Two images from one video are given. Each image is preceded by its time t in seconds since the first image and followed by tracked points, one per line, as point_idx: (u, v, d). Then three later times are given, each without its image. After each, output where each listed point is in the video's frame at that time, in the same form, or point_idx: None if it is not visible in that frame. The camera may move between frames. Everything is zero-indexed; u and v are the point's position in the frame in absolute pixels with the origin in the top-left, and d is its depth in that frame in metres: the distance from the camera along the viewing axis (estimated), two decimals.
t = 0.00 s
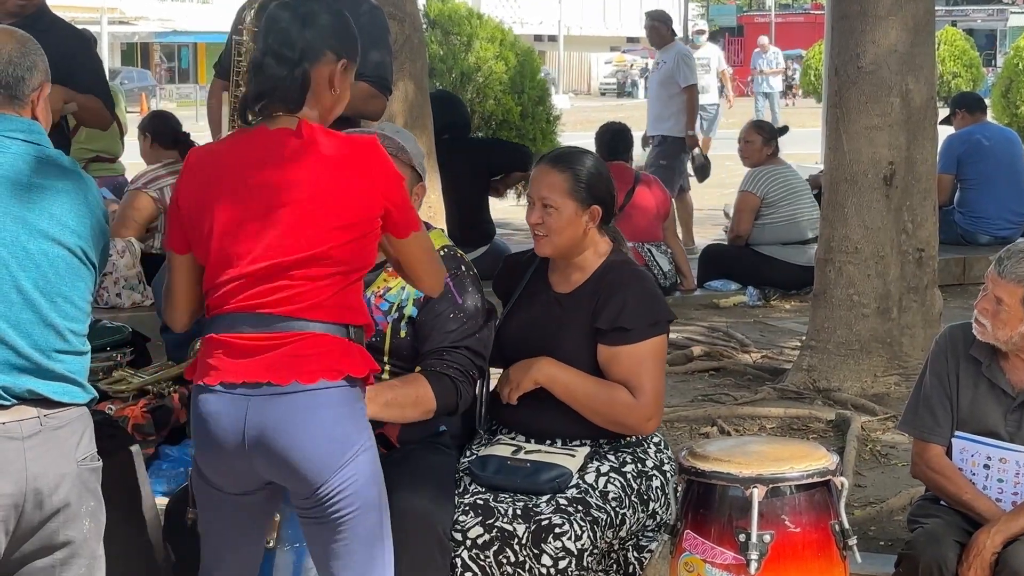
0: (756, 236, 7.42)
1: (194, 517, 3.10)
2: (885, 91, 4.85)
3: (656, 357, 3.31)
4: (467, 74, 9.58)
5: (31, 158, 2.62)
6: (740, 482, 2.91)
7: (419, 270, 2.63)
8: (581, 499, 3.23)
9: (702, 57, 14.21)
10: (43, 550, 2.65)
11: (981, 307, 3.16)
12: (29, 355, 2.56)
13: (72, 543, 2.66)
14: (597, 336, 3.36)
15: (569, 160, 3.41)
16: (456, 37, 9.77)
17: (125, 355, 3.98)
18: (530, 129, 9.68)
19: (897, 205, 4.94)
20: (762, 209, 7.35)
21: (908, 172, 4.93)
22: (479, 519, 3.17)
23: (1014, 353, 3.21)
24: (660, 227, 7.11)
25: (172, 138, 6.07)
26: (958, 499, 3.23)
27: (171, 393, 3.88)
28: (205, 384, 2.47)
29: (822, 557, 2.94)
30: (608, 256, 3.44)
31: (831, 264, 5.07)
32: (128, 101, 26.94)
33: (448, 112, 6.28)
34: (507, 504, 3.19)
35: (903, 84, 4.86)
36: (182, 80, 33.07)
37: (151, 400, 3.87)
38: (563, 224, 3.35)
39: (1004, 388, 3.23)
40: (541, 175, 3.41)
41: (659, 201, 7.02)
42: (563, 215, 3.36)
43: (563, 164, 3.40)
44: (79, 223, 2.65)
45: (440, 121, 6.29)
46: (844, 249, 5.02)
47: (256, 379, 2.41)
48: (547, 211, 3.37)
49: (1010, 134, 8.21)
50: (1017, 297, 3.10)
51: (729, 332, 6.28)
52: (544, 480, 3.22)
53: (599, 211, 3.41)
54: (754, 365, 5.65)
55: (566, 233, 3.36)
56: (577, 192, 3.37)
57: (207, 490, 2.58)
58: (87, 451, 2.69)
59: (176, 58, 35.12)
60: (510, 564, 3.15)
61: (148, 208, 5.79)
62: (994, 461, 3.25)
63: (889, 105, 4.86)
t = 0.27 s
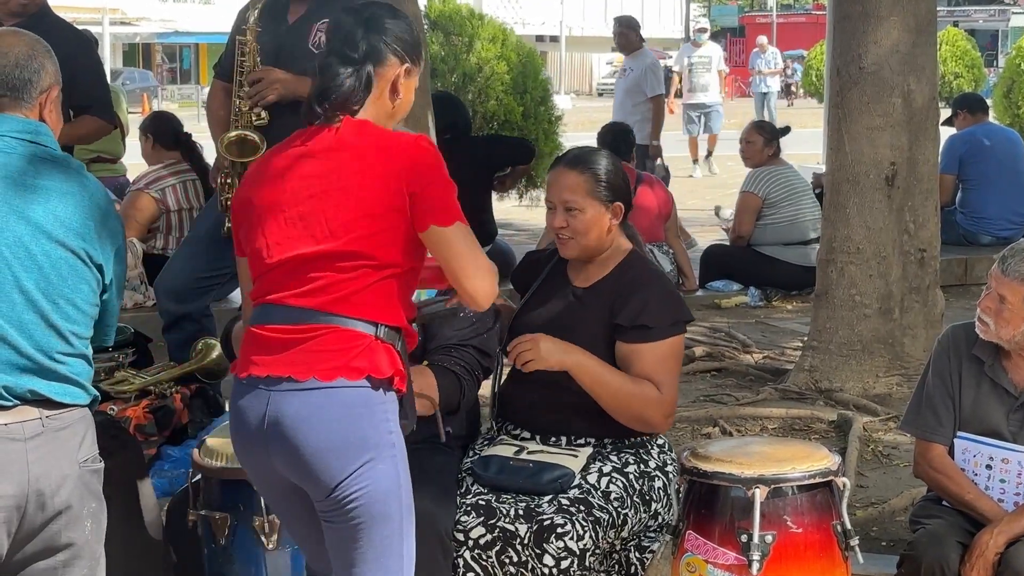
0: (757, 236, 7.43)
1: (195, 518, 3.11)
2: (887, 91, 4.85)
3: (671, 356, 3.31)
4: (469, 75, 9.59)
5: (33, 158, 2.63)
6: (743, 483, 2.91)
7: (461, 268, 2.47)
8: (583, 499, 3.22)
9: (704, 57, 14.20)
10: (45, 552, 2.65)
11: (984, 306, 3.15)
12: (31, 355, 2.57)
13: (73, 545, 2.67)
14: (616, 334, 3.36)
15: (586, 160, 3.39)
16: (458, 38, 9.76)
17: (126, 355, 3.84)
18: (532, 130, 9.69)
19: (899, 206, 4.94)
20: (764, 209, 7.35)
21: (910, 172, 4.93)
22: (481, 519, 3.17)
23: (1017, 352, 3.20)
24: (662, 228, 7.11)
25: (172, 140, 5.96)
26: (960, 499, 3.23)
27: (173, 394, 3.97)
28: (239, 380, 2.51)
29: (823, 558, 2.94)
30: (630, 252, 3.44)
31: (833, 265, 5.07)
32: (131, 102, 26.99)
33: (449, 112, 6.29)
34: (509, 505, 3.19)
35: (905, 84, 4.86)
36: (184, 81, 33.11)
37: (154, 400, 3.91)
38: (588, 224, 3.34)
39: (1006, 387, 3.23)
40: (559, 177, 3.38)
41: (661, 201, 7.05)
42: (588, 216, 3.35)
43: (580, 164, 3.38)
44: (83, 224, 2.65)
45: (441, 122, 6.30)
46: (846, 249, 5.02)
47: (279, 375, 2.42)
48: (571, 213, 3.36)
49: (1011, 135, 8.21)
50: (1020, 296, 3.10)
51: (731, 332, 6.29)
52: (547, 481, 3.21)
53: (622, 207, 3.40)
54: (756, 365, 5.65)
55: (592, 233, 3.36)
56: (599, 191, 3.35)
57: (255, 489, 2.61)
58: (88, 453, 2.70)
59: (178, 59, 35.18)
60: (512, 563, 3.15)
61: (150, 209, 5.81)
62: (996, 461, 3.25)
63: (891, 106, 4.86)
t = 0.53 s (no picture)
0: (758, 236, 7.43)
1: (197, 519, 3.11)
2: (888, 92, 4.85)
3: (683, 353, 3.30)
4: (469, 75, 9.59)
5: (33, 160, 2.63)
6: (743, 483, 2.91)
7: (534, 317, 2.50)
8: (585, 499, 3.22)
9: (706, 58, 14.20)
10: (45, 554, 2.65)
11: (986, 305, 3.15)
12: (32, 357, 2.57)
13: (73, 548, 2.66)
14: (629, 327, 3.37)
15: (602, 161, 3.33)
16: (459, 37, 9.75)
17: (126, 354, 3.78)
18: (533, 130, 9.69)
19: (900, 206, 4.94)
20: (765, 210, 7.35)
21: (910, 172, 4.93)
22: (483, 519, 3.18)
23: (1019, 352, 3.20)
24: (663, 228, 7.11)
25: (172, 140, 5.92)
26: (961, 499, 3.23)
27: (175, 395, 4.02)
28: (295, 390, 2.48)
29: (824, 558, 2.93)
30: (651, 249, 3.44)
31: (834, 265, 5.07)
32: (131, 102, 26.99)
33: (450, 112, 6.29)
34: (512, 505, 3.19)
35: (906, 84, 4.86)
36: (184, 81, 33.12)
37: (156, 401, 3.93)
38: (613, 226, 3.32)
39: (1008, 387, 3.22)
40: (577, 182, 3.32)
41: (662, 203, 7.05)
42: (613, 217, 3.31)
43: (597, 165, 3.32)
44: (83, 224, 2.66)
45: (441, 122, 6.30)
46: (847, 249, 5.02)
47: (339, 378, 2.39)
48: (595, 217, 3.32)
49: (1011, 135, 8.22)
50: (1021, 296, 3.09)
51: (732, 333, 6.29)
52: (550, 481, 3.23)
53: (644, 202, 3.36)
54: (757, 365, 5.65)
55: (616, 233, 3.34)
56: (620, 192, 3.30)
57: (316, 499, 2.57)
58: (88, 454, 2.70)
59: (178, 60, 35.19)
60: (515, 562, 3.15)
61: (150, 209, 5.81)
62: (998, 461, 3.25)
63: (891, 106, 4.86)
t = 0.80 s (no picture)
0: (759, 236, 7.44)
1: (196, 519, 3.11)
2: (888, 92, 4.85)
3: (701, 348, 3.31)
4: (471, 75, 9.59)
5: (20, 160, 2.64)
6: (744, 483, 2.91)
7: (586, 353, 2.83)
8: (595, 498, 3.22)
9: (711, 57, 14.17)
10: (38, 555, 2.66)
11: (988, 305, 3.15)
12: (15, 357, 2.59)
13: (65, 549, 2.69)
14: (647, 325, 3.38)
15: (608, 173, 3.32)
16: (460, 37, 9.74)
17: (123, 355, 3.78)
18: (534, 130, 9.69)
19: (901, 206, 4.94)
20: (766, 210, 7.35)
21: (911, 172, 4.93)
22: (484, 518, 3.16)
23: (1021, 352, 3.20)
24: (664, 228, 7.12)
25: (175, 140, 5.99)
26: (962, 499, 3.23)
27: (175, 395, 4.01)
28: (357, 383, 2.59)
29: (824, 558, 2.93)
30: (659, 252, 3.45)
31: (835, 265, 5.08)
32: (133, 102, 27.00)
33: (450, 111, 6.29)
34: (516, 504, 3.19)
35: (906, 85, 4.86)
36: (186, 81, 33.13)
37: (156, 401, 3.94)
38: (626, 237, 3.32)
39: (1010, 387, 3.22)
40: (584, 198, 3.32)
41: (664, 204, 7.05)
42: (625, 228, 3.31)
43: (601, 178, 3.31)
44: (68, 224, 2.68)
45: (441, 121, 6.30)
46: (848, 250, 5.03)
47: (425, 359, 2.54)
48: (606, 229, 3.32)
49: (1012, 135, 8.21)
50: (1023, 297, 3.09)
51: (734, 333, 6.29)
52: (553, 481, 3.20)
53: (653, 208, 3.37)
54: (758, 365, 5.66)
55: (629, 243, 3.34)
56: (628, 202, 3.30)
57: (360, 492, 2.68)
58: (77, 456, 2.73)
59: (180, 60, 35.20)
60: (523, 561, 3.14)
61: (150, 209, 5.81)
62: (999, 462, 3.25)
63: (892, 106, 4.86)
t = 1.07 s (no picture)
0: (761, 236, 7.42)
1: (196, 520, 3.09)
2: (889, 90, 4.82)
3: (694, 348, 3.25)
4: (471, 75, 9.56)
5: None
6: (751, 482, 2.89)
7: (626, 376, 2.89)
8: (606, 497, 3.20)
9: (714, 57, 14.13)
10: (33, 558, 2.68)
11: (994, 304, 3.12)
12: None
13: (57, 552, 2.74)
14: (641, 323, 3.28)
15: (608, 176, 3.34)
16: (460, 38, 9.76)
17: (128, 355, 4.06)
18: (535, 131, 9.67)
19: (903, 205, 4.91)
20: (768, 210, 7.33)
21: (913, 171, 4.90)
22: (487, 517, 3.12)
23: None
24: (665, 228, 7.09)
25: (176, 140, 6.00)
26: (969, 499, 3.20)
27: (176, 394, 3.99)
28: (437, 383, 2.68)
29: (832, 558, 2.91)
30: (660, 252, 3.42)
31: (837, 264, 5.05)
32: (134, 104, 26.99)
33: (450, 111, 6.27)
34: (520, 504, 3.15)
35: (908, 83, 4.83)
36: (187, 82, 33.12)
37: (156, 401, 3.96)
38: (626, 239, 3.30)
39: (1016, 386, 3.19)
40: (583, 200, 3.34)
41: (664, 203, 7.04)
42: (624, 231, 3.30)
43: (601, 182, 3.33)
44: (42, 232, 2.80)
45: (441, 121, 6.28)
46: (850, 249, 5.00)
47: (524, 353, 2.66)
48: (604, 232, 3.31)
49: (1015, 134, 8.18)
50: None
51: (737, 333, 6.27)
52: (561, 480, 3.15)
53: (651, 213, 3.38)
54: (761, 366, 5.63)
55: (631, 246, 3.31)
56: (627, 205, 3.31)
57: (437, 495, 2.74)
58: (64, 460, 2.82)
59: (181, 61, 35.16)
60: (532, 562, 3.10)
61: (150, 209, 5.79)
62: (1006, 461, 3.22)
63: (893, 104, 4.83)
